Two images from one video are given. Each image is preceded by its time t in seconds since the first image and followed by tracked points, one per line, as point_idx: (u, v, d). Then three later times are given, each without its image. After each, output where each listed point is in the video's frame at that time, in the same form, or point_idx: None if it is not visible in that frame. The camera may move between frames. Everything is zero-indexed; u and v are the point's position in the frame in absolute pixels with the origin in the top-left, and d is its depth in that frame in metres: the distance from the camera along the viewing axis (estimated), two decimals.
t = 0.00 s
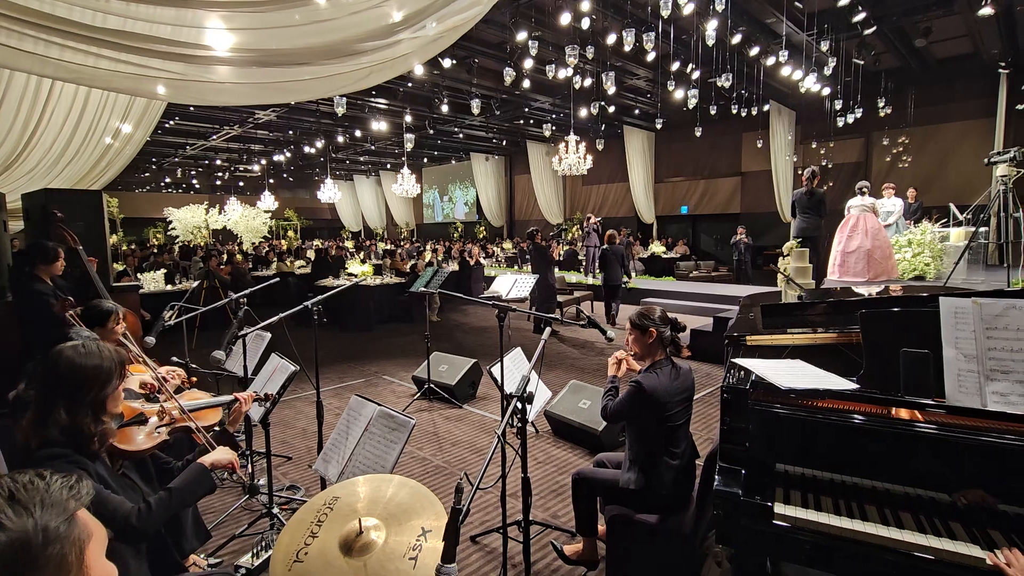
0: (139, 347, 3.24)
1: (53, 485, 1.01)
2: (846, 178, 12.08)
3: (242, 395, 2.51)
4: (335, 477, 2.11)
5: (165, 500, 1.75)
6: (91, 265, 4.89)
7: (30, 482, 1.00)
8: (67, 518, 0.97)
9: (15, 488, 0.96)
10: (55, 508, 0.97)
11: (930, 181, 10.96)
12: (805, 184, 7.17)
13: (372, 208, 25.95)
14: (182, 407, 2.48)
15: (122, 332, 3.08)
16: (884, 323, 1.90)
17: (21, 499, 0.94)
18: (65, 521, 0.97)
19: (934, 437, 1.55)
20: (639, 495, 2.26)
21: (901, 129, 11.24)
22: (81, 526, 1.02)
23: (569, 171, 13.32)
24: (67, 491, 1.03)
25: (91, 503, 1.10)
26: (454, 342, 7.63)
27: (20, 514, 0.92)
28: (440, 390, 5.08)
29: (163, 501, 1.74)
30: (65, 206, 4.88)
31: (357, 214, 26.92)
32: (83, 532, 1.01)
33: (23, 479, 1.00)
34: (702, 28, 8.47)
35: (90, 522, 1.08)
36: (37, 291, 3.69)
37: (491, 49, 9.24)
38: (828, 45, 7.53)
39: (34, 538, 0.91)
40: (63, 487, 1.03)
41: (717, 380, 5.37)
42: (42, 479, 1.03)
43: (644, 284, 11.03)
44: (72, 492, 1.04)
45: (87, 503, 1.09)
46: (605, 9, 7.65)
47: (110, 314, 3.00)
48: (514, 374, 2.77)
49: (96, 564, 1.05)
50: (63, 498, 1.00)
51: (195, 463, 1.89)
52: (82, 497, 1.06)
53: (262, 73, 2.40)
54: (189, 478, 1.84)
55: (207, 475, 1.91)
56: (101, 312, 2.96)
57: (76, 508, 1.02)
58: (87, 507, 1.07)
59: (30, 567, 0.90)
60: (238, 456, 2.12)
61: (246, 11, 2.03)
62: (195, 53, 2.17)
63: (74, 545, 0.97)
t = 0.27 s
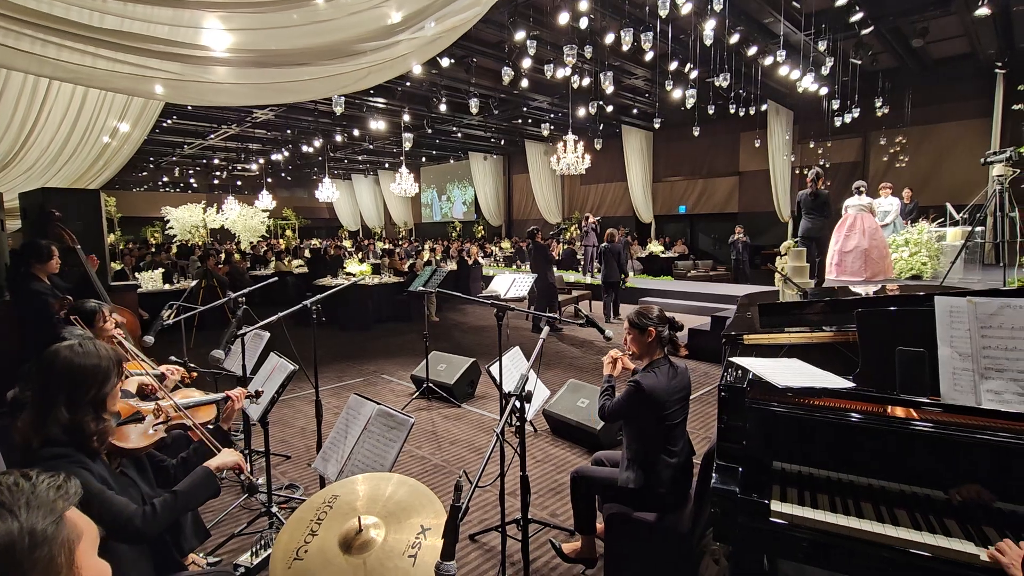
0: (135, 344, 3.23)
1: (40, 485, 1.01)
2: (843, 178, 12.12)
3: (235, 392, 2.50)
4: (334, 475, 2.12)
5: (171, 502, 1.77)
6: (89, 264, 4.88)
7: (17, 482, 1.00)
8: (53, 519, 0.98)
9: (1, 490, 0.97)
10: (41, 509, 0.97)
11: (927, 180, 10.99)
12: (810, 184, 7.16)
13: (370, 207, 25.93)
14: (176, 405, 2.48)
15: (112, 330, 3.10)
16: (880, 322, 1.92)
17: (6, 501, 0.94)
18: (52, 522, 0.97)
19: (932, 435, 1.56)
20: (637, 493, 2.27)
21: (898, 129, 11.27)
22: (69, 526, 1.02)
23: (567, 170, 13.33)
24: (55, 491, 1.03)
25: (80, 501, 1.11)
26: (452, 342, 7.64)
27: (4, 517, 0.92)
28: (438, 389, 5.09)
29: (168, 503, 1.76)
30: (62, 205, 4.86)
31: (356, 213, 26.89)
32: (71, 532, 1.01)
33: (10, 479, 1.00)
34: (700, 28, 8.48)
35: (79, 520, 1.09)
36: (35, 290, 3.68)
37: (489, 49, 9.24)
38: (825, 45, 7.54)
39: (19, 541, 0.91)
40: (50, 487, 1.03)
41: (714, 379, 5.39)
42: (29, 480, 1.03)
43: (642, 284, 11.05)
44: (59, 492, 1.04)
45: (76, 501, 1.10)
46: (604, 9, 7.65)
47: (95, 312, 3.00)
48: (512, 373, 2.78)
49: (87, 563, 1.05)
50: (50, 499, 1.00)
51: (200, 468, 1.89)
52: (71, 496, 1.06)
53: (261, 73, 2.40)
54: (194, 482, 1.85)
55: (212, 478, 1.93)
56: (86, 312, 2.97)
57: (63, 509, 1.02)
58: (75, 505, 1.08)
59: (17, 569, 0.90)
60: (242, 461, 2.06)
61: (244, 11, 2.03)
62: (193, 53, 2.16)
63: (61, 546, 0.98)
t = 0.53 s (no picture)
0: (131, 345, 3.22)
1: (49, 484, 1.02)
2: (840, 178, 12.16)
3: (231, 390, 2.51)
4: (333, 474, 2.12)
5: (175, 510, 1.79)
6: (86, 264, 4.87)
7: (26, 480, 1.01)
8: (63, 517, 0.99)
9: (11, 488, 0.97)
10: (51, 507, 0.98)
11: (923, 180, 11.04)
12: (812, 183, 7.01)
13: (367, 207, 25.90)
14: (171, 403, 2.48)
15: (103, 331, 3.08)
16: (875, 320, 1.94)
17: (16, 499, 0.95)
18: (62, 520, 0.98)
19: (927, 432, 1.57)
20: (635, 491, 2.28)
21: (894, 129, 11.32)
22: (79, 523, 1.03)
23: (565, 170, 13.34)
24: (64, 489, 1.04)
25: (89, 498, 1.12)
26: (451, 341, 7.64)
27: (15, 514, 0.93)
28: (437, 388, 5.09)
29: (173, 511, 1.78)
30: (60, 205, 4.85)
31: (353, 213, 26.86)
32: (81, 529, 1.02)
33: (18, 477, 1.01)
34: (697, 28, 8.50)
35: (89, 518, 1.10)
36: (34, 290, 3.68)
37: (487, 49, 9.25)
38: (822, 46, 7.57)
39: (30, 539, 0.92)
40: (60, 485, 1.04)
41: (712, 378, 5.41)
42: (38, 478, 1.04)
43: (640, 283, 11.07)
44: (69, 490, 1.05)
45: (85, 499, 1.11)
46: (601, 9, 7.67)
47: (83, 313, 2.98)
48: (511, 371, 2.79)
49: (95, 560, 1.06)
50: (59, 497, 1.01)
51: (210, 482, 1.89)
52: (80, 494, 1.07)
53: (259, 74, 2.41)
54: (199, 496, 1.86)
55: (218, 494, 1.94)
56: (75, 314, 2.95)
57: (73, 506, 1.03)
58: (84, 503, 1.09)
59: (28, 566, 0.91)
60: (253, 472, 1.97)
61: (241, 11, 2.03)
62: (191, 54, 2.17)
63: (72, 543, 0.99)
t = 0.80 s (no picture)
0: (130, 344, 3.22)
1: (51, 483, 1.03)
2: (837, 178, 12.21)
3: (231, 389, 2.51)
4: (333, 473, 2.13)
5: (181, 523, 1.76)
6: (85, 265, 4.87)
7: (28, 480, 1.02)
8: (64, 516, 0.99)
9: (14, 487, 0.98)
10: (50, 507, 0.99)
11: (919, 180, 11.10)
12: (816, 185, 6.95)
13: (365, 207, 25.88)
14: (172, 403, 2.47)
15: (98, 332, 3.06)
16: (873, 319, 1.95)
17: (19, 498, 0.96)
18: (63, 519, 0.99)
19: (923, 430, 1.59)
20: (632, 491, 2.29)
21: (891, 129, 11.35)
22: (80, 522, 1.04)
23: (563, 170, 13.35)
24: (65, 488, 1.05)
25: (92, 498, 1.13)
26: (449, 341, 7.65)
27: (17, 514, 0.93)
28: (435, 388, 5.10)
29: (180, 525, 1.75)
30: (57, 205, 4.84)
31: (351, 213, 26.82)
32: (82, 527, 1.03)
33: (20, 477, 1.01)
34: (695, 28, 8.52)
35: (92, 517, 1.10)
36: (32, 290, 3.67)
37: (485, 49, 9.27)
38: (819, 46, 7.59)
39: (31, 538, 0.93)
40: (60, 484, 1.05)
41: (709, 377, 5.43)
42: (41, 477, 1.05)
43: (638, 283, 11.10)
44: (69, 489, 1.06)
45: (87, 498, 1.12)
46: (599, 9, 7.69)
47: (81, 315, 2.96)
48: (509, 371, 2.80)
49: (99, 558, 1.07)
50: (61, 495, 1.02)
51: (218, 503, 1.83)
52: (82, 493, 1.08)
53: (258, 75, 2.41)
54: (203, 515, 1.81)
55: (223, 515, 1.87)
56: (72, 313, 2.94)
57: (75, 505, 1.04)
58: (87, 501, 1.10)
59: (29, 566, 0.92)
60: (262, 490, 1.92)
61: (239, 13, 2.04)
62: (188, 54, 2.17)
63: (73, 541, 1.00)
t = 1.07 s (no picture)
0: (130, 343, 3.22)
1: (67, 478, 1.04)
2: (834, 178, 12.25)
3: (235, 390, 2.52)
4: (333, 472, 2.13)
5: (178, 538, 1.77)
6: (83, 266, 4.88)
7: (46, 474, 1.02)
8: (82, 509, 1.00)
9: (34, 479, 0.99)
10: (69, 500, 1.00)
11: (916, 180, 11.14)
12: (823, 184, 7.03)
13: (363, 207, 25.86)
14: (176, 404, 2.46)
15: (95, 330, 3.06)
16: (869, 318, 1.97)
17: (40, 490, 0.97)
18: (81, 512, 1.00)
19: (920, 428, 1.60)
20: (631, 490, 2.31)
21: (888, 129, 11.40)
22: (96, 516, 1.05)
23: (561, 170, 13.35)
24: (81, 483, 1.05)
25: (104, 495, 1.13)
26: (448, 341, 7.66)
27: (39, 504, 0.94)
28: (434, 388, 5.11)
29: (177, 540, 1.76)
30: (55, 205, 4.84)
31: (349, 213, 26.79)
32: (98, 521, 1.04)
33: (38, 471, 1.02)
34: (693, 28, 8.53)
35: (105, 513, 1.11)
36: (31, 291, 3.68)
37: (483, 49, 9.28)
38: (816, 46, 7.61)
39: (54, 528, 0.94)
40: (76, 479, 1.06)
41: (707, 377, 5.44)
42: (56, 472, 1.05)
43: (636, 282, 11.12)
44: (84, 484, 1.06)
45: (100, 495, 1.12)
46: (597, 8, 7.70)
47: (80, 313, 2.96)
48: (509, 370, 2.80)
49: (111, 554, 1.08)
50: (77, 490, 1.03)
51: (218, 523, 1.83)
52: (96, 488, 1.09)
53: (256, 76, 2.41)
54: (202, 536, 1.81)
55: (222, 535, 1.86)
56: (70, 312, 2.93)
57: (90, 500, 1.05)
58: (100, 498, 1.10)
59: (51, 557, 0.92)
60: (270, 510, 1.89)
61: (238, 15, 2.04)
62: (185, 55, 2.17)
63: (90, 534, 1.00)
